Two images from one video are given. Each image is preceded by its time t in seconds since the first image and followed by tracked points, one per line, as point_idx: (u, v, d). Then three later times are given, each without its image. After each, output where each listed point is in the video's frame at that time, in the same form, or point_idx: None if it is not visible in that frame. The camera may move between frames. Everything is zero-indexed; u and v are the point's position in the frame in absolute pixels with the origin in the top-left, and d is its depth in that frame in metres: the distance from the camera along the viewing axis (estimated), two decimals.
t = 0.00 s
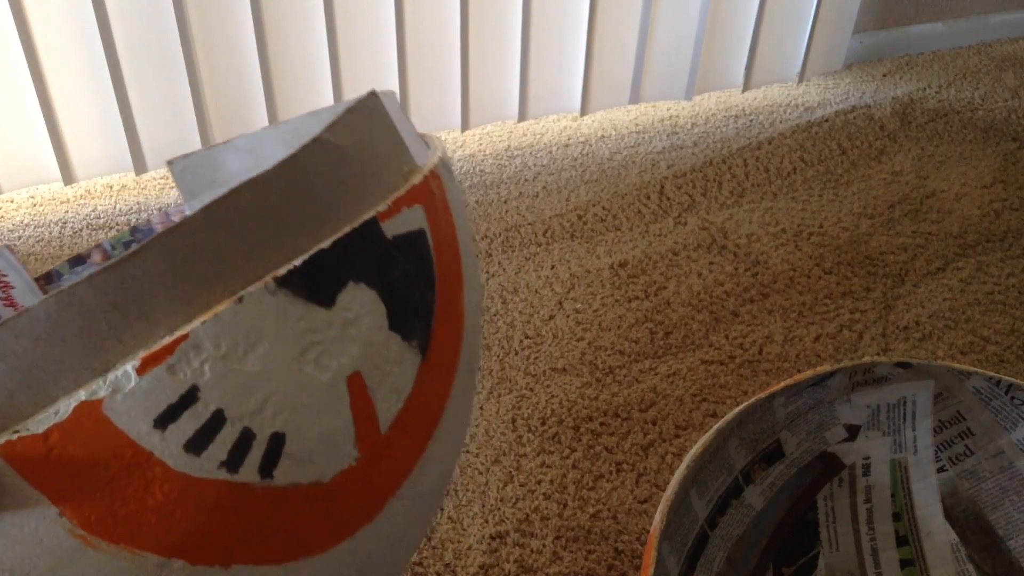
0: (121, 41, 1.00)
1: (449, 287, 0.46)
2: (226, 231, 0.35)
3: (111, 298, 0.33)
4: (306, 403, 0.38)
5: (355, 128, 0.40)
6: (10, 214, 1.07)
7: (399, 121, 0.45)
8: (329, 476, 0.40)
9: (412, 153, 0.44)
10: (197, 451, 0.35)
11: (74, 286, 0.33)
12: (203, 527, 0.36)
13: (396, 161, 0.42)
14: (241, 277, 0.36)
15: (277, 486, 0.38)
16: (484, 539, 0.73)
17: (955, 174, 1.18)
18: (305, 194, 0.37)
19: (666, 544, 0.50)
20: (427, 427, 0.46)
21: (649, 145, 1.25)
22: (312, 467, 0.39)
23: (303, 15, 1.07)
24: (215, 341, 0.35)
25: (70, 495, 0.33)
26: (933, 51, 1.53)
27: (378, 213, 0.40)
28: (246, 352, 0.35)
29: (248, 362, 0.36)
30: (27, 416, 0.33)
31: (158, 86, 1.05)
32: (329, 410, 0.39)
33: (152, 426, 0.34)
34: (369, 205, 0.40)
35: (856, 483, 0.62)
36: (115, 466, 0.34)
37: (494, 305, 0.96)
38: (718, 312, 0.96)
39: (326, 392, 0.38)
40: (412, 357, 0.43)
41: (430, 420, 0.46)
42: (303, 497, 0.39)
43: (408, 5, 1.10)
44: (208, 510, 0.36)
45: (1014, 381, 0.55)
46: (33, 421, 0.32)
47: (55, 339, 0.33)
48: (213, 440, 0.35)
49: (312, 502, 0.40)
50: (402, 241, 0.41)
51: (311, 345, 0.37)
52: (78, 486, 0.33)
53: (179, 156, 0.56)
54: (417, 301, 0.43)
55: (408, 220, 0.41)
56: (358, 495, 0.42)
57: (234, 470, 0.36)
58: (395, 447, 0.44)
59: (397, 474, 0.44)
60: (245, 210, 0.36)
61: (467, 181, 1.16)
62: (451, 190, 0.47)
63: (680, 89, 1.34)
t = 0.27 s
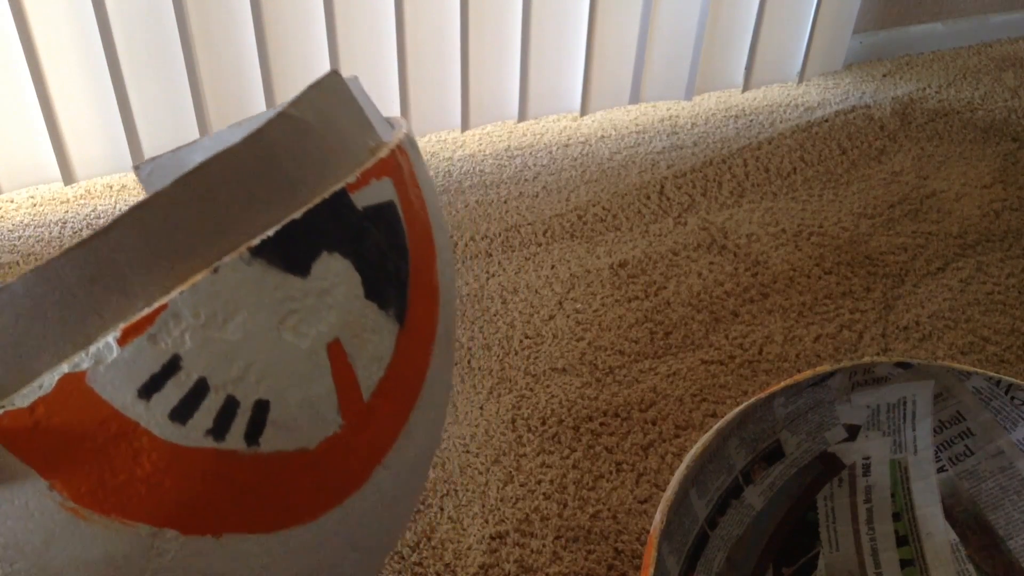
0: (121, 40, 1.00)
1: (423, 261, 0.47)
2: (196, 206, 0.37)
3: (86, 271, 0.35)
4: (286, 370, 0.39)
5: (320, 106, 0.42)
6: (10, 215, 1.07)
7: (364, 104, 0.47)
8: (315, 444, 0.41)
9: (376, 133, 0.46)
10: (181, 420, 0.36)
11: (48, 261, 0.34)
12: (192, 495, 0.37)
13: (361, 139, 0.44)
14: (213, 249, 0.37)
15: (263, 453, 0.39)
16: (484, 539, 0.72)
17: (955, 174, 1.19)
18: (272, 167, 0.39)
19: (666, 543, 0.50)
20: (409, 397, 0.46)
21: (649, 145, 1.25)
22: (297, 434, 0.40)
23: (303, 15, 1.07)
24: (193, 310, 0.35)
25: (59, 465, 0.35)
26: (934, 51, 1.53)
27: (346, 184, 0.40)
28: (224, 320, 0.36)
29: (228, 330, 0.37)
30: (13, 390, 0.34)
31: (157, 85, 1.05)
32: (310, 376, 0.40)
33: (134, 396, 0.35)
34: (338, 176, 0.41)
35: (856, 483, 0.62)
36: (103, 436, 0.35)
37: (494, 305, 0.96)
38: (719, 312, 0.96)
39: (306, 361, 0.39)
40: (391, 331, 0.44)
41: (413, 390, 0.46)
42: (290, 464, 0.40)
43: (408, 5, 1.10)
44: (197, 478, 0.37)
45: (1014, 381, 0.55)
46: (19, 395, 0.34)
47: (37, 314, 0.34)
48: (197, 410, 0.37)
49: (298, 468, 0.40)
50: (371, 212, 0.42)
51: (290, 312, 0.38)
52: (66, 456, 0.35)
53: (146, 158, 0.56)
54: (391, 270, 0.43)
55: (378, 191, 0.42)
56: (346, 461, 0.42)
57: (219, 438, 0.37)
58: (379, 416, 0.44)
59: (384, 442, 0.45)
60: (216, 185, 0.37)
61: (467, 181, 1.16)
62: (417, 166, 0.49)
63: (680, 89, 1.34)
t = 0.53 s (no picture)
0: (121, 40, 1.00)
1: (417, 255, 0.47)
2: (194, 200, 0.36)
3: (94, 272, 0.34)
4: (288, 365, 0.38)
5: (314, 101, 0.42)
6: (10, 215, 1.07)
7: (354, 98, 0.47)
8: (319, 437, 0.40)
9: (367, 127, 0.46)
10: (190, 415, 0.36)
11: (53, 261, 0.34)
12: (202, 489, 0.36)
13: (353, 134, 0.44)
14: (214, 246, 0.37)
15: (269, 447, 0.38)
16: (484, 539, 0.72)
17: (955, 174, 1.19)
18: (269, 162, 0.39)
19: (666, 544, 0.50)
20: (406, 389, 0.46)
21: (649, 145, 1.25)
22: (300, 427, 0.40)
23: (303, 15, 1.07)
24: (199, 307, 0.35)
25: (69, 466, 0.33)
26: (933, 51, 1.53)
27: (341, 179, 0.41)
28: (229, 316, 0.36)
29: (234, 325, 0.36)
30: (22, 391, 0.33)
31: (157, 85, 1.05)
32: (312, 372, 0.39)
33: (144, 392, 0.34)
34: (333, 172, 0.41)
35: (856, 484, 0.62)
36: (112, 434, 0.34)
37: (494, 304, 0.96)
38: (719, 312, 0.96)
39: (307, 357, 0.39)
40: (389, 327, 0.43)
41: (409, 382, 0.46)
42: (295, 458, 0.40)
43: (408, 4, 1.10)
44: (206, 472, 0.36)
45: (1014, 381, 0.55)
46: (29, 396, 0.32)
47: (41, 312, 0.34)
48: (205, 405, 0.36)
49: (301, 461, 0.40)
50: (368, 207, 0.42)
51: (293, 306, 0.38)
52: (75, 457, 0.33)
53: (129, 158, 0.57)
54: (388, 265, 0.43)
55: (372, 184, 0.43)
56: (346, 453, 0.42)
57: (227, 432, 0.37)
58: (378, 410, 0.44)
59: (384, 434, 0.44)
60: (213, 179, 0.37)
61: (467, 181, 1.16)
62: (407, 160, 0.49)
63: (680, 89, 1.34)
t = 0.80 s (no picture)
0: (121, 39, 1.00)
1: (421, 256, 0.47)
2: (198, 200, 0.36)
3: (98, 272, 0.34)
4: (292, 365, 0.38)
5: (317, 101, 0.42)
6: (10, 214, 1.07)
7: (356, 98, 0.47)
8: (323, 437, 0.40)
9: (371, 128, 0.46)
10: (196, 415, 0.35)
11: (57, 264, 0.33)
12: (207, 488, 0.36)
13: (357, 134, 0.44)
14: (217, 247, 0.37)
15: (274, 446, 0.38)
16: (484, 539, 0.72)
17: (955, 174, 1.19)
18: (273, 163, 0.39)
19: (666, 544, 0.50)
20: (409, 390, 0.46)
21: (649, 145, 1.25)
22: (304, 428, 0.39)
23: (304, 15, 1.07)
24: (205, 305, 0.35)
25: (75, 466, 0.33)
26: (933, 51, 1.53)
27: (347, 180, 0.40)
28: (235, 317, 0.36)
29: (239, 326, 0.36)
30: (29, 391, 0.33)
31: (157, 85, 1.05)
32: (314, 372, 0.39)
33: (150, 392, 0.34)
34: (337, 174, 0.41)
35: (856, 483, 0.62)
36: (119, 434, 0.34)
37: (494, 304, 0.96)
38: (719, 312, 0.96)
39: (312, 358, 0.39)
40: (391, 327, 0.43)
41: (412, 383, 0.46)
42: (299, 458, 0.39)
43: (408, 4, 1.10)
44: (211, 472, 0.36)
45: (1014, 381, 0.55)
46: (37, 396, 0.33)
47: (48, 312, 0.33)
48: (210, 406, 0.36)
49: (304, 462, 0.40)
50: (373, 209, 0.42)
51: (298, 307, 0.38)
52: (82, 456, 0.33)
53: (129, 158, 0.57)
54: (391, 266, 0.43)
55: (377, 185, 0.42)
56: (349, 454, 0.42)
57: (232, 432, 0.37)
58: (382, 411, 0.44)
59: (386, 435, 0.44)
60: (218, 179, 0.37)
61: (467, 181, 1.16)
62: (410, 161, 0.49)
63: (680, 89, 1.34)
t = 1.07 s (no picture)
0: (121, 40, 1.00)
1: (420, 260, 0.47)
2: (195, 203, 0.36)
3: (94, 281, 0.34)
4: (290, 372, 0.38)
5: (315, 105, 0.42)
6: (10, 215, 1.07)
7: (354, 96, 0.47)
8: (319, 448, 0.40)
9: (369, 131, 0.46)
10: (189, 428, 0.35)
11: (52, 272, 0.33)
12: (202, 501, 0.36)
13: (355, 138, 0.44)
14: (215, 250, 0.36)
15: (269, 458, 0.38)
16: (484, 539, 0.72)
17: (955, 174, 1.19)
18: (271, 166, 0.39)
19: (666, 543, 0.50)
20: (407, 397, 0.46)
21: (649, 145, 1.25)
22: (300, 438, 0.39)
23: (304, 15, 1.07)
24: (201, 314, 0.35)
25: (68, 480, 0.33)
26: (934, 51, 1.53)
27: (345, 185, 0.41)
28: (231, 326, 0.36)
29: (236, 333, 0.36)
30: (21, 404, 0.33)
31: (157, 85, 1.05)
32: (311, 380, 0.39)
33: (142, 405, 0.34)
34: (335, 179, 0.41)
35: (856, 483, 0.62)
36: (111, 447, 0.33)
37: (494, 304, 0.96)
38: (719, 312, 0.96)
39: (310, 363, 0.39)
40: (390, 330, 0.43)
41: (410, 392, 0.46)
42: (295, 469, 0.39)
43: (409, 4, 1.10)
44: (206, 485, 0.36)
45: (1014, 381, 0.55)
46: (27, 410, 0.32)
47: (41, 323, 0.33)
48: (204, 418, 0.36)
49: (301, 471, 0.40)
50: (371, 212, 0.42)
51: (296, 314, 0.38)
52: (74, 470, 0.33)
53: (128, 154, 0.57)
54: (391, 271, 0.43)
55: (377, 190, 0.43)
56: (347, 462, 0.42)
57: (227, 444, 0.36)
58: (379, 418, 0.44)
59: (384, 442, 0.44)
60: (216, 182, 0.37)
61: (467, 181, 1.16)
62: (410, 163, 0.49)
63: (680, 89, 1.34)
